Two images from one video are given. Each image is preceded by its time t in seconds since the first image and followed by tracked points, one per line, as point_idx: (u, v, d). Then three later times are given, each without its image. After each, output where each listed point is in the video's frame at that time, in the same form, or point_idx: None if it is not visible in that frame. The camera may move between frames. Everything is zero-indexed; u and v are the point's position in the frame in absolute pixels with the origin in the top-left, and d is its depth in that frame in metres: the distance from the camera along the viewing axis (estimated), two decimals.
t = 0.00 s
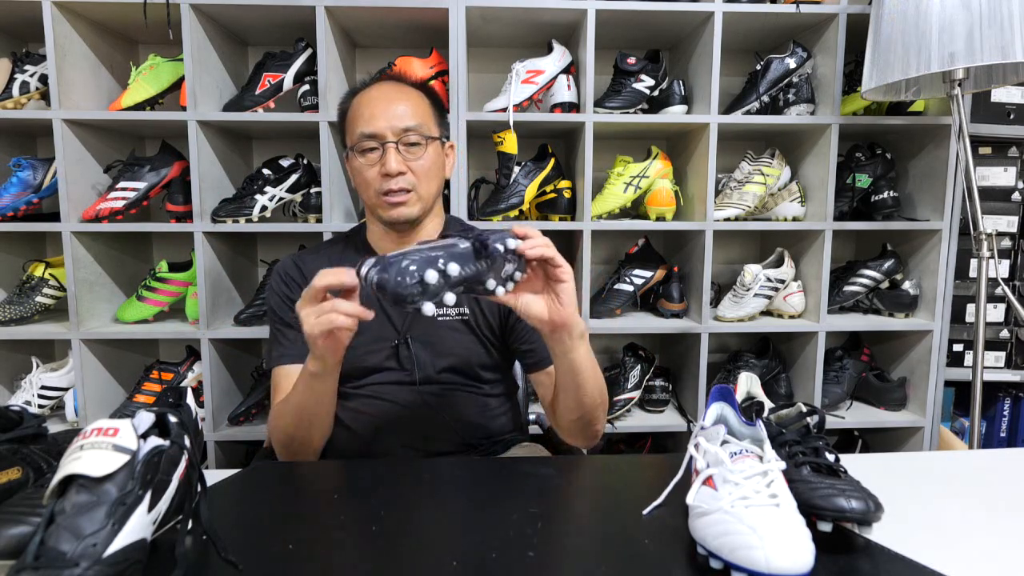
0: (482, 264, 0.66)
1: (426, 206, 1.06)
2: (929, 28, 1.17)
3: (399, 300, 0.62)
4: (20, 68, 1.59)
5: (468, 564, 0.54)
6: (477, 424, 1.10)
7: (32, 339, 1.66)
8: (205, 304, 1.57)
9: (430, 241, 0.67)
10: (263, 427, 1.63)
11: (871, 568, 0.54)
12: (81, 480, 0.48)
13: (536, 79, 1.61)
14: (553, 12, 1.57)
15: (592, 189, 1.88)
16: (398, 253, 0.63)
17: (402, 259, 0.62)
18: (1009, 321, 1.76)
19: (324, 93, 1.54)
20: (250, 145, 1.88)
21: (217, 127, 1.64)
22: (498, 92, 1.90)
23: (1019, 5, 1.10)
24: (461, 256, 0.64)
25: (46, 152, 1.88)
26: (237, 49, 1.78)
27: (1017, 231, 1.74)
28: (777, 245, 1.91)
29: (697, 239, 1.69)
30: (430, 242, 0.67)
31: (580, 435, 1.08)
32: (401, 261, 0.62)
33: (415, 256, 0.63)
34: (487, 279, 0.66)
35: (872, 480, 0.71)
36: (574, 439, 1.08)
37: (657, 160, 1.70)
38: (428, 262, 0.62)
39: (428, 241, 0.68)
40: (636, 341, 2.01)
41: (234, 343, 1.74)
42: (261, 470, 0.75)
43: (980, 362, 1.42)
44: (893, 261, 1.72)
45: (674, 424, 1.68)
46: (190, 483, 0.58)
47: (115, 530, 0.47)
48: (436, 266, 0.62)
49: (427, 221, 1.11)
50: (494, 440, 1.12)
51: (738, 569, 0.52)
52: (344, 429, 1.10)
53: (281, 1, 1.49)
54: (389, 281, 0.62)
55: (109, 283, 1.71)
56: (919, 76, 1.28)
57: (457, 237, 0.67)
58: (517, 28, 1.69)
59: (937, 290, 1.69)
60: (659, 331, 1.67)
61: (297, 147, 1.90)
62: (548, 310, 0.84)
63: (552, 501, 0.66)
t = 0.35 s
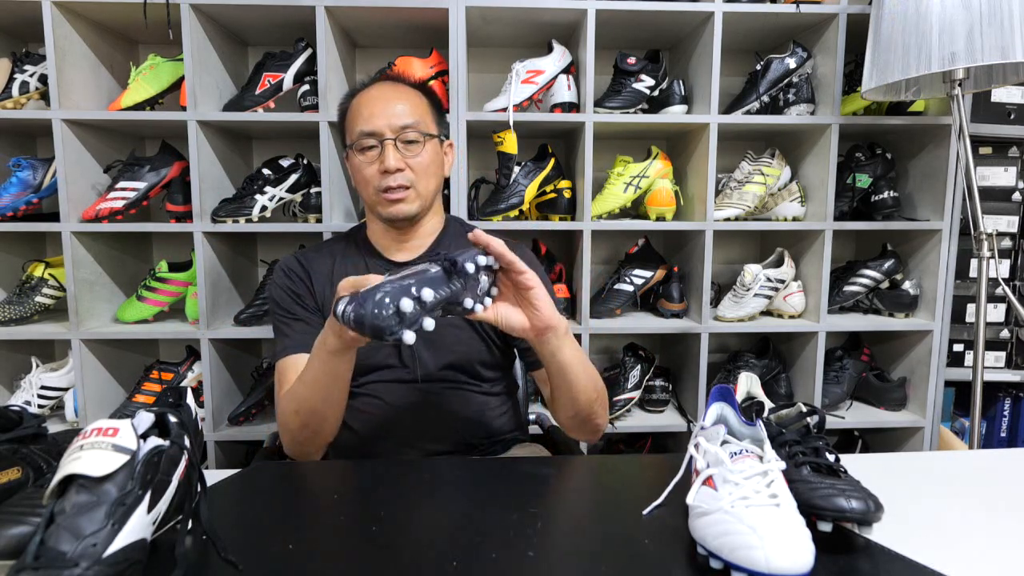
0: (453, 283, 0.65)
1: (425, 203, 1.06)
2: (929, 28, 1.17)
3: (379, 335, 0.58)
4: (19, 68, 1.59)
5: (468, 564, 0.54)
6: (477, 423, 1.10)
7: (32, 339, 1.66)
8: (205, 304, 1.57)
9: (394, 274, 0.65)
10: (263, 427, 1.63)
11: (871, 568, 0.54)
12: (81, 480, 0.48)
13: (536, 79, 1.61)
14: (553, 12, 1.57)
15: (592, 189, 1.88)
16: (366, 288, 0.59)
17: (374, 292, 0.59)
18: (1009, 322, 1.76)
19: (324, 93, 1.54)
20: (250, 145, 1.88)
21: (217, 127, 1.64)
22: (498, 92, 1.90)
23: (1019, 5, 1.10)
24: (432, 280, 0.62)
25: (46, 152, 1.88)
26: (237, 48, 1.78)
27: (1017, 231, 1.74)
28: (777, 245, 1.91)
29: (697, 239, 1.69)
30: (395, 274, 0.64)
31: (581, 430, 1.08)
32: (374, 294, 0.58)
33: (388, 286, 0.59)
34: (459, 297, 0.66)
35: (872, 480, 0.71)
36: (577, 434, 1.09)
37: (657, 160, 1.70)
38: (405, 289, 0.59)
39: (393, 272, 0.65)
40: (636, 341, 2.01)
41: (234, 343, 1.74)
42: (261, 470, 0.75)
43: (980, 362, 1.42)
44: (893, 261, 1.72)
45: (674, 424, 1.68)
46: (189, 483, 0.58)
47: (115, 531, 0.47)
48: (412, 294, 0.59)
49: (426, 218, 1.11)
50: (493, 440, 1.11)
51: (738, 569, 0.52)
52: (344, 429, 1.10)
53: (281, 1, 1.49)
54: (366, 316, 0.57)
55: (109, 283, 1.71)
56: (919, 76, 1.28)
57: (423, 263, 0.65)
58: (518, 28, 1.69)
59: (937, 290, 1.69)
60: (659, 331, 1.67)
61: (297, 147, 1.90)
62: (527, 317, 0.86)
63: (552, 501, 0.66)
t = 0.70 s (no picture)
0: (422, 302, 0.62)
1: (426, 202, 1.06)
2: (929, 28, 1.17)
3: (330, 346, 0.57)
4: (19, 68, 1.59)
5: (468, 564, 0.54)
6: (477, 423, 1.10)
7: (32, 339, 1.66)
8: (205, 304, 1.57)
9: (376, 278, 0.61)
10: (263, 427, 1.63)
11: (871, 568, 0.54)
12: (81, 480, 0.48)
13: (536, 79, 1.61)
14: (553, 12, 1.57)
15: (592, 189, 1.88)
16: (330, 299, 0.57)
17: (338, 305, 0.56)
18: (1009, 322, 1.76)
19: (324, 93, 1.54)
20: (250, 145, 1.88)
21: (217, 127, 1.64)
22: (498, 92, 1.90)
23: (1019, 5, 1.10)
24: (399, 301, 0.59)
25: (46, 152, 1.88)
26: (237, 48, 1.78)
27: (1017, 231, 1.74)
28: (777, 245, 1.91)
29: (697, 239, 1.69)
30: (375, 282, 0.61)
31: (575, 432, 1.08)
32: (337, 308, 0.56)
33: (355, 303, 0.57)
34: (431, 311, 0.64)
35: (872, 480, 0.71)
36: (570, 438, 1.08)
37: (657, 160, 1.70)
38: (364, 314, 0.56)
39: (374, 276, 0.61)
40: (636, 341, 2.01)
41: (234, 343, 1.74)
42: (261, 470, 0.75)
43: (980, 362, 1.42)
44: (893, 261, 1.72)
45: (674, 424, 1.68)
46: (189, 483, 0.58)
47: (115, 530, 0.47)
48: (372, 317, 0.57)
49: (427, 217, 1.11)
50: (493, 440, 1.11)
51: (738, 569, 0.52)
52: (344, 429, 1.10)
53: (281, 1, 1.49)
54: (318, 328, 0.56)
55: (109, 283, 1.71)
56: (919, 76, 1.28)
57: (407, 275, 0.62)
58: (518, 28, 1.69)
59: (937, 290, 1.69)
60: (659, 331, 1.67)
61: (297, 147, 1.90)
62: (509, 324, 0.88)
63: (551, 501, 0.66)
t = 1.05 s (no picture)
0: (470, 216, 0.72)
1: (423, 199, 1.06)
2: (929, 28, 1.17)
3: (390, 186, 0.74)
4: (19, 68, 1.59)
5: (468, 564, 0.54)
6: (475, 423, 1.10)
7: (32, 339, 1.66)
8: (205, 304, 1.57)
9: (466, 172, 0.73)
10: (263, 427, 1.63)
11: (871, 568, 0.53)
12: (81, 480, 0.48)
13: (536, 79, 1.61)
14: (553, 12, 1.57)
15: (592, 189, 1.88)
16: (410, 162, 0.72)
17: (414, 168, 0.71)
18: (1009, 322, 1.76)
19: (324, 93, 1.54)
20: (250, 145, 1.88)
21: (217, 127, 1.64)
22: (498, 92, 1.90)
23: (1019, 5, 1.10)
24: (450, 201, 0.71)
25: (46, 152, 1.88)
26: (237, 48, 1.78)
27: (1017, 231, 1.74)
28: (777, 245, 1.91)
29: (697, 239, 1.69)
30: (461, 174, 0.72)
31: (569, 432, 1.08)
32: (411, 170, 0.71)
33: (422, 178, 0.71)
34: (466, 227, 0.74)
35: (872, 480, 0.71)
36: (564, 437, 1.09)
37: (657, 160, 1.70)
38: (420, 192, 0.70)
39: (464, 171, 0.72)
40: (636, 341, 2.01)
41: (234, 343, 1.74)
42: (261, 471, 0.75)
43: (980, 362, 1.42)
44: (893, 261, 1.72)
45: (674, 424, 1.68)
46: (189, 484, 0.58)
47: (115, 530, 0.47)
48: (423, 194, 0.71)
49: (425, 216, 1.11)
50: (492, 441, 1.11)
51: (738, 568, 0.52)
52: (344, 429, 1.10)
53: (281, 1, 1.49)
54: (389, 172, 0.72)
55: (109, 283, 1.71)
56: (919, 76, 1.28)
57: (479, 190, 0.71)
58: (518, 28, 1.69)
59: (937, 290, 1.69)
60: (659, 331, 1.67)
61: (297, 147, 1.90)
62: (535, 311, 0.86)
63: (551, 501, 0.66)
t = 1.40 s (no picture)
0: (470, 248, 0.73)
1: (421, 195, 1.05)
2: (929, 28, 1.17)
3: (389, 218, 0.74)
4: (19, 68, 1.59)
5: (468, 564, 0.54)
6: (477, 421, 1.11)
7: (32, 339, 1.66)
8: (205, 304, 1.58)
9: (465, 204, 0.73)
10: (263, 427, 1.63)
11: (871, 568, 0.54)
12: (81, 480, 0.48)
13: (536, 79, 1.61)
14: (553, 12, 1.57)
15: (592, 189, 1.88)
16: (407, 196, 0.71)
17: (409, 205, 0.71)
18: (1009, 322, 1.76)
19: (324, 93, 1.54)
20: (250, 145, 1.88)
21: (218, 127, 1.64)
22: (498, 92, 1.90)
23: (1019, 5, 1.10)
24: (448, 235, 0.71)
25: (46, 152, 1.88)
26: (237, 49, 1.78)
27: (1017, 231, 1.74)
28: (777, 245, 1.91)
29: (697, 239, 1.69)
30: (460, 206, 0.72)
31: (570, 431, 1.07)
32: (407, 205, 0.71)
33: (419, 213, 0.71)
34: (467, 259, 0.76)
35: (873, 480, 0.71)
36: (565, 436, 1.08)
37: (657, 160, 1.70)
38: (417, 227, 0.71)
39: (462, 202, 0.72)
40: (636, 341, 2.01)
41: (234, 343, 1.74)
42: (260, 471, 0.75)
43: (980, 362, 1.42)
44: (893, 261, 1.72)
45: (674, 424, 1.68)
46: (189, 484, 0.58)
47: (115, 530, 0.47)
48: (421, 229, 0.71)
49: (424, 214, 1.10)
50: (493, 440, 1.11)
51: (738, 569, 0.52)
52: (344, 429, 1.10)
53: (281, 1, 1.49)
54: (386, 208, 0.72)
55: (109, 282, 1.71)
56: (919, 76, 1.28)
57: (478, 223, 0.72)
58: (517, 28, 1.69)
59: (937, 290, 1.69)
60: (659, 331, 1.66)
61: (297, 147, 1.90)
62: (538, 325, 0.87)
63: (551, 501, 0.66)
